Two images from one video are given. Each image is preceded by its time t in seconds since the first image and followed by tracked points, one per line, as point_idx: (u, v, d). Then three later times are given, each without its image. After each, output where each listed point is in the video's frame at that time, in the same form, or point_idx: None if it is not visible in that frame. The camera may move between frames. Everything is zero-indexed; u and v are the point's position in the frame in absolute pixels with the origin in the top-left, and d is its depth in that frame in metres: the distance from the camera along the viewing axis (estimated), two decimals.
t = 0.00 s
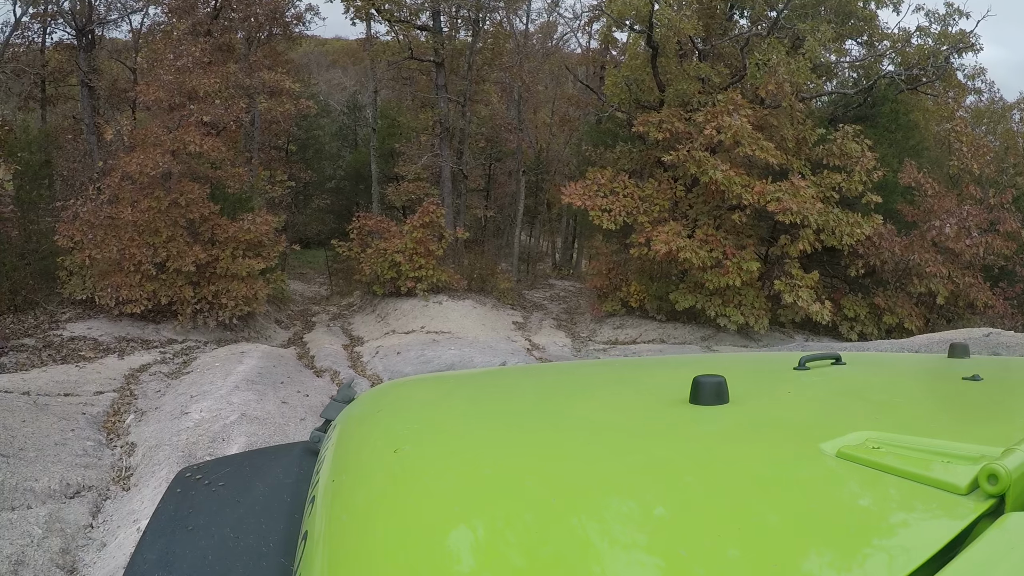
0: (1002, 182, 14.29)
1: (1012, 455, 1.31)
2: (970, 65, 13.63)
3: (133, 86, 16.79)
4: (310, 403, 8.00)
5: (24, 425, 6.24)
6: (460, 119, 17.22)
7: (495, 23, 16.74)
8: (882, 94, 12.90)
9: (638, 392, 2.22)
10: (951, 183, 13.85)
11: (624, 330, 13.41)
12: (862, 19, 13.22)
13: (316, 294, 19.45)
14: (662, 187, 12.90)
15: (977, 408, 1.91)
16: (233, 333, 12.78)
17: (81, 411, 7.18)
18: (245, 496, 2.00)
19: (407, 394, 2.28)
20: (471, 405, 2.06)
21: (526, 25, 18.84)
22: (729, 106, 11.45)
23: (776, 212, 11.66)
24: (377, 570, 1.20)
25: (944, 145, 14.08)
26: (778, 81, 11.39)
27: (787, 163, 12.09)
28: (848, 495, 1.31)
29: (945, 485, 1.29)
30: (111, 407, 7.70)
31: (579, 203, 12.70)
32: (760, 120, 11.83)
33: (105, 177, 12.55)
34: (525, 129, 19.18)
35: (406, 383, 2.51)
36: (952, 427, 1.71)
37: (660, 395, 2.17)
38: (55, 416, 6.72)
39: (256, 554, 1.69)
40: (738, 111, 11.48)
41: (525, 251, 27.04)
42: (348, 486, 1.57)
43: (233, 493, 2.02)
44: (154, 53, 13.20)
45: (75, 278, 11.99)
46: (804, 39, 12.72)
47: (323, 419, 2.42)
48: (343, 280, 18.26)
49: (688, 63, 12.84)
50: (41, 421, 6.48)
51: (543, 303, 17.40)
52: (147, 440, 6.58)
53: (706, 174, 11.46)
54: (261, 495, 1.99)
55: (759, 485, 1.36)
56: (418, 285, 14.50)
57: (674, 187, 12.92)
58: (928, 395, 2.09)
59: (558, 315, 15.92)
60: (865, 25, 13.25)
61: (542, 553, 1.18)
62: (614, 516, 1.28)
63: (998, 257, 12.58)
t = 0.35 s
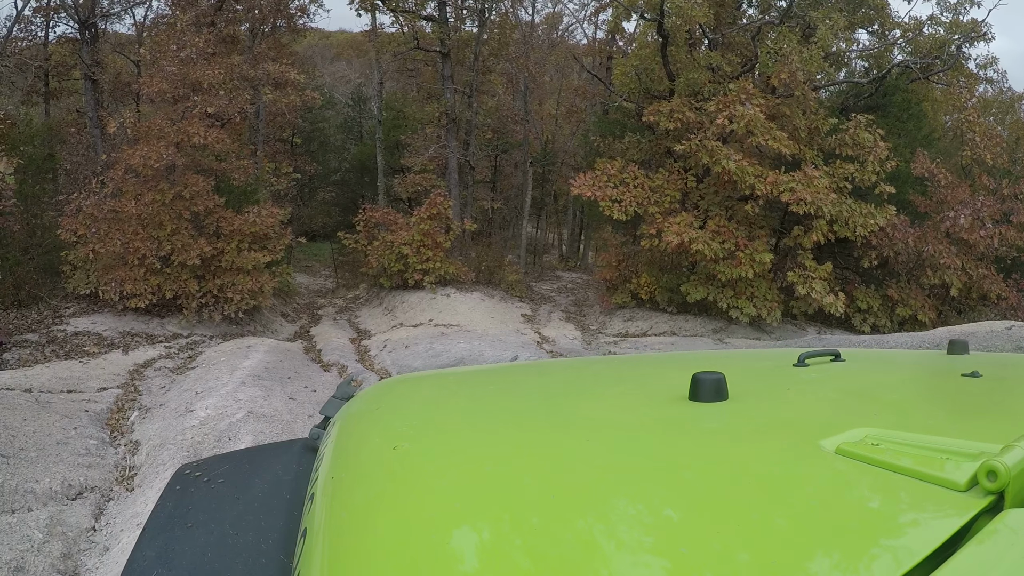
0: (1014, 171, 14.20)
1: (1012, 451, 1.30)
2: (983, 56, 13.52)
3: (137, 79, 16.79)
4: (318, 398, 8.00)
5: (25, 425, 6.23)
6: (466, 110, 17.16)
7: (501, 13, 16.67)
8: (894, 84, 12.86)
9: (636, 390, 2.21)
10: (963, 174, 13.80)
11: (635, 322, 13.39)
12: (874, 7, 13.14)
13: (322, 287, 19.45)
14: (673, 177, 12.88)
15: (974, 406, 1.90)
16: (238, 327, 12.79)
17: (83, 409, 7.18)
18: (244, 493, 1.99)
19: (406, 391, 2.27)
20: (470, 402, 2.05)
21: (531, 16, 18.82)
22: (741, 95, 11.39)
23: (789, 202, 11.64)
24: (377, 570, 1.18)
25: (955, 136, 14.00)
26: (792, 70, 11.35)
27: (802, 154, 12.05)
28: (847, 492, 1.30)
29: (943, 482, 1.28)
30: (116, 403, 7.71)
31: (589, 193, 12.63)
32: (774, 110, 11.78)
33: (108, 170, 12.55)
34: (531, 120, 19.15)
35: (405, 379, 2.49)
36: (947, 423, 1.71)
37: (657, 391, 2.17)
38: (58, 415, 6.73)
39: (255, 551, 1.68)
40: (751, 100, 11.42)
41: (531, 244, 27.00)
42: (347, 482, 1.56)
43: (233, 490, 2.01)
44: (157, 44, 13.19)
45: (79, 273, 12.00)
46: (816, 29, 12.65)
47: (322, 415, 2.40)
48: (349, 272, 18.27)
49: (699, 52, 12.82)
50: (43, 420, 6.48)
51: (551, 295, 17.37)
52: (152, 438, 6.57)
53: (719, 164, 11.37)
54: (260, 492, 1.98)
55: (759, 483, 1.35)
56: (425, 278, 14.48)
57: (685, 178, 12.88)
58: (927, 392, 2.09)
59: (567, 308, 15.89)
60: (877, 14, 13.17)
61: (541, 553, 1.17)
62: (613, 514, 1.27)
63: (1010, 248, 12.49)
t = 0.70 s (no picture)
0: None
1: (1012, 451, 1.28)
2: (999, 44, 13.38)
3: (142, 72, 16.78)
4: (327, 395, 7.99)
5: (26, 426, 6.19)
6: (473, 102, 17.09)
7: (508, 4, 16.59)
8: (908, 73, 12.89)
9: (635, 390, 2.19)
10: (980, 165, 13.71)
11: (649, 316, 13.33)
12: None
13: (328, 281, 19.44)
14: (686, 168, 12.80)
15: (974, 405, 1.88)
16: (245, 322, 12.78)
17: (86, 409, 7.16)
18: (242, 493, 1.97)
19: (405, 390, 2.25)
20: (467, 402, 2.03)
21: (539, 7, 18.75)
22: (757, 84, 11.30)
23: (806, 193, 11.56)
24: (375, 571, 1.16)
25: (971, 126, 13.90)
26: (809, 58, 11.32)
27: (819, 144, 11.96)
28: (845, 493, 1.27)
29: (941, 483, 1.26)
30: (120, 402, 7.70)
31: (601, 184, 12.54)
32: (791, 99, 11.68)
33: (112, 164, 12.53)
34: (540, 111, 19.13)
35: (404, 379, 2.47)
36: (946, 423, 1.69)
37: (657, 391, 2.15)
38: (59, 415, 6.70)
39: (253, 552, 1.65)
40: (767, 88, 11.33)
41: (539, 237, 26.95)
42: (344, 482, 1.54)
43: (232, 491, 1.99)
44: (161, 36, 13.15)
45: (84, 268, 11.98)
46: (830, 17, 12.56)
47: (321, 415, 2.37)
48: (356, 265, 18.26)
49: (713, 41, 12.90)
50: (44, 421, 6.46)
51: (561, 288, 17.31)
52: (156, 439, 6.52)
53: (736, 154, 11.19)
54: (258, 493, 1.96)
55: (757, 484, 1.33)
56: (434, 271, 14.44)
57: (699, 168, 12.84)
58: (925, 392, 2.07)
59: (577, 301, 15.85)
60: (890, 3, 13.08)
61: (537, 554, 1.15)
62: (609, 515, 1.25)
63: None
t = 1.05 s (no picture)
0: None
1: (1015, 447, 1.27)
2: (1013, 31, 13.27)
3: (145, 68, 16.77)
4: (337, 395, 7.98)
5: (25, 435, 6.16)
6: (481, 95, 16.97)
7: None
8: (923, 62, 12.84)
9: (638, 388, 2.17)
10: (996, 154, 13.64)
11: (662, 310, 13.26)
12: None
13: (335, 277, 19.42)
14: (700, 159, 12.77)
15: (975, 402, 1.86)
16: (251, 320, 12.76)
17: (88, 413, 7.14)
18: (245, 490, 1.94)
19: (406, 387, 2.23)
20: (469, 398, 2.01)
21: None
22: (773, 73, 11.24)
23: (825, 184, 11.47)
24: (380, 570, 1.13)
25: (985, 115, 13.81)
26: (825, 46, 11.26)
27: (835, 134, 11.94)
28: (847, 488, 1.26)
29: (943, 479, 1.25)
30: (123, 405, 7.69)
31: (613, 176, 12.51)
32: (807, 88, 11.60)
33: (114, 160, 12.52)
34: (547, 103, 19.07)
35: (404, 375, 2.44)
36: (948, 419, 1.67)
37: (660, 389, 2.13)
38: (59, 421, 6.68)
39: (256, 548, 1.62)
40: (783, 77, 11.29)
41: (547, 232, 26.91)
42: (347, 479, 1.53)
43: (235, 488, 1.96)
44: (162, 30, 13.11)
45: (87, 267, 11.99)
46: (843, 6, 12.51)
47: (324, 411, 2.34)
48: (364, 261, 18.25)
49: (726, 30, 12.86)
50: (43, 427, 6.43)
51: (571, 282, 17.24)
52: (159, 444, 6.48)
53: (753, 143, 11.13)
54: (261, 489, 1.93)
55: (761, 480, 1.31)
56: (444, 266, 14.41)
57: (713, 159, 12.82)
58: (925, 388, 2.06)
59: (588, 295, 15.80)
60: None
61: (541, 551, 1.14)
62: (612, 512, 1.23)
63: None
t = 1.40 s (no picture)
0: None
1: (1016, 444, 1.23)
2: None
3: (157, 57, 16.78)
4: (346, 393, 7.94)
5: (25, 429, 6.13)
6: (497, 90, 16.78)
7: None
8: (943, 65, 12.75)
9: (638, 385, 2.13)
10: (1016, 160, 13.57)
11: (677, 312, 13.21)
12: None
13: (344, 270, 19.43)
14: (720, 159, 12.75)
15: (974, 399, 1.82)
16: (258, 313, 12.74)
17: (91, 407, 7.13)
18: (244, 488, 1.91)
19: (404, 385, 2.19)
20: (467, 396, 1.98)
21: None
22: (796, 73, 11.24)
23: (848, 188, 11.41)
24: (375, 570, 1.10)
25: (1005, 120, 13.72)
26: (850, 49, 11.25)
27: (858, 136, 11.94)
28: (844, 486, 1.23)
29: (943, 477, 1.21)
30: (127, 399, 7.67)
31: (631, 175, 12.46)
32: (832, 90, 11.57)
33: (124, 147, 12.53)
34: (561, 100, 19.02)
35: (404, 372, 2.40)
36: (948, 417, 1.63)
37: (660, 387, 2.09)
38: (61, 414, 6.66)
39: (252, 547, 1.59)
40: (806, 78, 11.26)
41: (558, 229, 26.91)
42: (343, 477, 1.49)
43: (235, 486, 1.93)
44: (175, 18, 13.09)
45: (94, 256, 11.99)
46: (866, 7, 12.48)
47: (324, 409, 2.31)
48: (375, 255, 18.23)
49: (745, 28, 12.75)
50: (45, 421, 6.41)
51: (582, 281, 17.22)
52: (163, 442, 6.46)
53: (777, 144, 11.05)
54: (260, 487, 1.90)
55: (761, 478, 1.28)
56: (456, 262, 14.37)
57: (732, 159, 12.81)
58: (924, 386, 2.02)
59: (601, 295, 15.76)
60: None
61: (539, 548, 1.11)
62: (608, 509, 1.20)
63: None
